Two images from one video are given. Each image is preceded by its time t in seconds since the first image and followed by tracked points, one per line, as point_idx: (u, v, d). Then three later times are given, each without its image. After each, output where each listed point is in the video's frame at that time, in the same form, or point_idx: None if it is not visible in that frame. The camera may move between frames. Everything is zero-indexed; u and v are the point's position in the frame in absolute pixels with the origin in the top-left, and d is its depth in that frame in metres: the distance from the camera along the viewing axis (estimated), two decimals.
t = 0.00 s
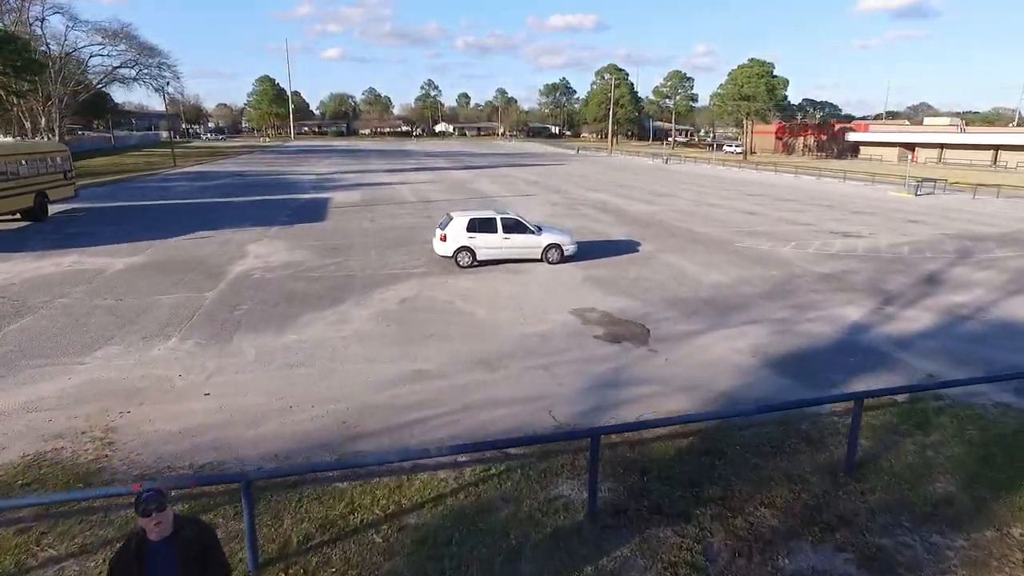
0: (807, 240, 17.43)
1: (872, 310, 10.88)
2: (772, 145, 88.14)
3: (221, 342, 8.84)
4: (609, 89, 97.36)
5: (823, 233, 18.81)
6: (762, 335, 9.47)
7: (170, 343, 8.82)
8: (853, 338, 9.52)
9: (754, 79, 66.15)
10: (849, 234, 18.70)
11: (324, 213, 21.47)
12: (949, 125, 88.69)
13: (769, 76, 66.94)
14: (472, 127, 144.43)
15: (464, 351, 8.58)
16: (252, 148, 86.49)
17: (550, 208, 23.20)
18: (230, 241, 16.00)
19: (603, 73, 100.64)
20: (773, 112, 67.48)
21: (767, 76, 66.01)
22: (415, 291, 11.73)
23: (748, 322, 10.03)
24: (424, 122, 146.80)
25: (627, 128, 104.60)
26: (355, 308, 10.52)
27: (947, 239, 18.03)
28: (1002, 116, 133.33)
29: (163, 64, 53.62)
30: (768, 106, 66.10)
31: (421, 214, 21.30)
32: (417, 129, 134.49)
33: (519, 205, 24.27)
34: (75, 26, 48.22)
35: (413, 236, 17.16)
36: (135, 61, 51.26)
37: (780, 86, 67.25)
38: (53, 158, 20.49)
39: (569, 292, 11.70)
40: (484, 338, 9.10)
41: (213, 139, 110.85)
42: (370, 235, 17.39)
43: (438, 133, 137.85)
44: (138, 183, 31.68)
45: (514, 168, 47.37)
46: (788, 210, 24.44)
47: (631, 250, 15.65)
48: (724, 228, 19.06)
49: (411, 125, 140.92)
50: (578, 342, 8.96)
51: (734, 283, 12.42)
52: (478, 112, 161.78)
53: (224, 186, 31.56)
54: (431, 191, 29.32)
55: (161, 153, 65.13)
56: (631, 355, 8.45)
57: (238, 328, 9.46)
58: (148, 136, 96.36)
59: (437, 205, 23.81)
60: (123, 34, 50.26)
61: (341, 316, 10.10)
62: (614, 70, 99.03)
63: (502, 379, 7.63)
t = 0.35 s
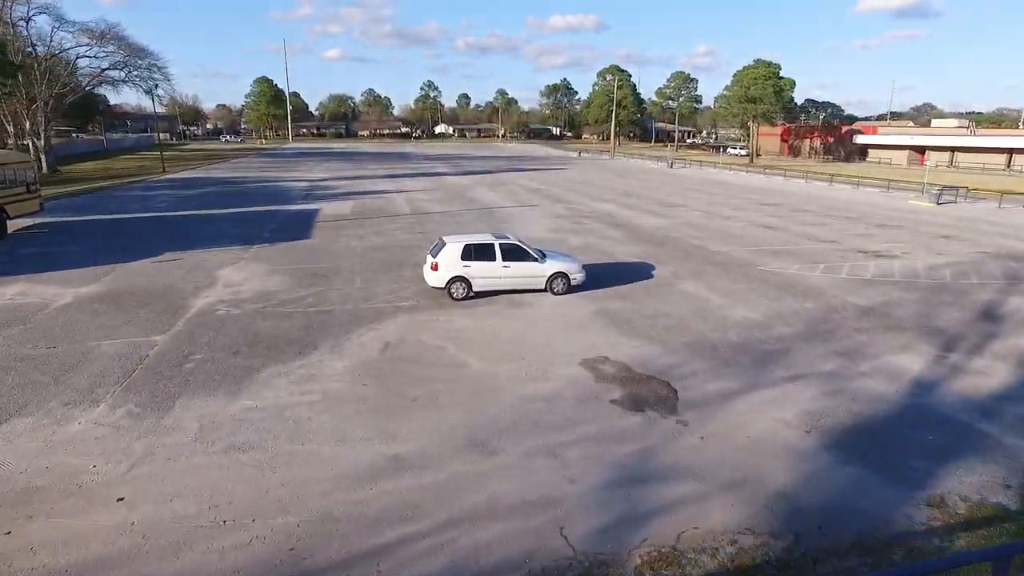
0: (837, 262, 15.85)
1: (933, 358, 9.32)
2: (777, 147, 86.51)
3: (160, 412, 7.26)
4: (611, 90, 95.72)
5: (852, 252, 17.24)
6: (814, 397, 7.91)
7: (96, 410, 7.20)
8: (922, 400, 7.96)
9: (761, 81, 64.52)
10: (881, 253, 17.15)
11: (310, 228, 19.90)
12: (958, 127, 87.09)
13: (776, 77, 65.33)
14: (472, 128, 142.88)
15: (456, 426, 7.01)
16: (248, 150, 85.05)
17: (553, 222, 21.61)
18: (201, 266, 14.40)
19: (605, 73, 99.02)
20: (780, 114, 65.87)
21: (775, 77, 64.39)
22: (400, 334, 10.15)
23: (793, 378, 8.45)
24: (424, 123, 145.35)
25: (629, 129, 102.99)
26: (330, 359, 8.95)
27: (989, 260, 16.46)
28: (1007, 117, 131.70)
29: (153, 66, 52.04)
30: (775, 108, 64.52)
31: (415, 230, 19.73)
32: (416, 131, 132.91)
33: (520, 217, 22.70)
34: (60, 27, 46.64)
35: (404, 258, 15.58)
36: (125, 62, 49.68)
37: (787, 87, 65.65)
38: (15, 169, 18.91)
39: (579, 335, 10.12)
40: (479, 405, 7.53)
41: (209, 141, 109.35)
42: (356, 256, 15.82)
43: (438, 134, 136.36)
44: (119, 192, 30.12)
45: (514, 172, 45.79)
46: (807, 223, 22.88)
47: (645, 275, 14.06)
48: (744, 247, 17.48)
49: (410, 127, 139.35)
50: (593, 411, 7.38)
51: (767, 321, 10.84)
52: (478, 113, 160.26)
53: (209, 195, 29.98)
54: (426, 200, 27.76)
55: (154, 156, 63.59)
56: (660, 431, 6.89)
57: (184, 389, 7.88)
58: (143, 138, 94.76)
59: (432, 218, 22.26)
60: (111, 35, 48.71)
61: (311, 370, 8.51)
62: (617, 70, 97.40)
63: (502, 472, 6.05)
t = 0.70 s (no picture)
0: (874, 291, 14.24)
1: (1020, 432, 7.69)
2: (783, 151, 84.86)
3: (55, 528, 5.64)
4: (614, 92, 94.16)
5: (888, 278, 15.58)
6: (890, 497, 6.27)
7: None
8: None
9: (767, 83, 62.89)
10: (919, 280, 15.52)
11: (292, 248, 18.31)
12: (967, 130, 85.45)
13: (784, 79, 63.69)
14: (472, 129, 141.36)
15: (436, 553, 5.39)
16: (244, 154, 83.55)
17: (557, 241, 20.01)
18: (160, 300, 12.77)
19: (607, 75, 97.50)
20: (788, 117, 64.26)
21: (782, 80, 62.76)
22: (378, 397, 8.53)
23: (857, 465, 6.85)
24: (424, 125, 143.79)
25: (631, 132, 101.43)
26: (289, 437, 7.36)
27: None
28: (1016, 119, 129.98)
29: (142, 69, 50.54)
30: (783, 111, 62.91)
31: (406, 250, 18.12)
32: (415, 133, 131.48)
33: (521, 234, 21.10)
34: (45, 29, 45.09)
35: (392, 289, 13.97)
36: (113, 66, 48.21)
37: (795, 89, 64.01)
38: None
39: (590, 398, 8.52)
40: (469, 515, 5.94)
41: (206, 143, 107.88)
42: (337, 285, 14.22)
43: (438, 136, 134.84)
44: (97, 203, 28.53)
45: (514, 179, 44.22)
46: (829, 240, 21.24)
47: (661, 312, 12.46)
48: (768, 272, 15.87)
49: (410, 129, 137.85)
50: (613, 524, 5.79)
51: (810, 377, 9.24)
52: (478, 115, 158.68)
53: (193, 206, 28.41)
54: (421, 213, 26.16)
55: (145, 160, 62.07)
56: (702, 563, 5.27)
57: (97, 488, 6.25)
58: (137, 140, 93.35)
59: (425, 235, 20.67)
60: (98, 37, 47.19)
61: (263, 456, 6.93)
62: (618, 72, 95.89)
63: None
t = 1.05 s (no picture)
0: (917, 333, 12.65)
1: None
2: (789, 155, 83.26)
3: None
4: (617, 95, 92.62)
5: (930, 315, 13.98)
6: None
7: None
8: None
9: (775, 86, 61.31)
10: (965, 317, 13.92)
11: (272, 276, 16.73)
12: (977, 133, 83.73)
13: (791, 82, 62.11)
14: (472, 132, 139.74)
15: None
16: (239, 158, 82.05)
17: (560, 266, 18.46)
18: (109, 350, 11.20)
19: (609, 77, 95.97)
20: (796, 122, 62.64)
21: (789, 83, 61.16)
22: (343, 498, 6.96)
23: None
24: (424, 127, 142.22)
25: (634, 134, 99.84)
26: (225, 570, 5.80)
27: None
28: None
29: (132, 73, 49.05)
30: (791, 116, 61.34)
31: (395, 278, 16.55)
32: (414, 136, 129.91)
33: (521, 256, 19.52)
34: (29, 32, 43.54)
35: (375, 332, 12.42)
36: (100, 70, 46.71)
37: (802, 95, 62.59)
38: None
39: (603, 499, 6.95)
40: None
41: (202, 147, 106.26)
42: (314, 327, 12.64)
43: (438, 138, 133.27)
44: (72, 217, 26.96)
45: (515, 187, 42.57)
46: (855, 264, 19.63)
47: (681, 364, 10.90)
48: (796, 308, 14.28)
49: (409, 131, 136.23)
50: None
51: (869, 465, 7.65)
52: (479, 116, 157.11)
53: (174, 220, 26.84)
54: (415, 230, 24.58)
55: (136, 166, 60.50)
56: None
57: None
58: (132, 143, 91.84)
59: (417, 258, 19.09)
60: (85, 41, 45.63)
61: None
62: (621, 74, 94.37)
63: None
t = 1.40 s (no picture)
0: (974, 392, 11.07)
1: None
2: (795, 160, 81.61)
3: None
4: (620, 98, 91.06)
5: (983, 365, 12.37)
6: None
7: None
8: None
9: (783, 90, 59.69)
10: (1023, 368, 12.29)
11: (246, 315, 15.15)
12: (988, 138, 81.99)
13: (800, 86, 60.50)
14: (472, 134, 138.17)
15: None
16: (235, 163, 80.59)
17: (564, 299, 16.86)
18: (40, 421, 9.61)
19: (612, 80, 94.40)
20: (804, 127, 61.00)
21: (798, 87, 59.52)
22: None
23: None
24: (424, 130, 140.64)
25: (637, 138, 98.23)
26: None
27: None
28: None
29: (120, 78, 47.53)
30: (800, 120, 59.69)
31: (381, 317, 14.96)
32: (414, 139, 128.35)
33: (521, 287, 17.93)
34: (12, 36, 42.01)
35: (353, 393, 10.84)
36: (87, 75, 45.19)
37: (811, 98, 61.02)
38: None
39: None
40: None
41: (198, 150, 104.73)
42: (284, 387, 11.04)
43: (439, 141, 131.31)
44: (45, 236, 25.36)
45: (515, 198, 40.97)
46: (886, 294, 18.00)
47: (707, 442, 9.33)
48: (830, 357, 12.70)
49: (409, 134, 134.66)
50: None
51: None
52: (480, 119, 155.49)
53: (153, 239, 25.26)
54: (408, 252, 23.00)
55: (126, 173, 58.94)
56: None
57: None
58: (126, 148, 90.38)
59: (409, 289, 17.53)
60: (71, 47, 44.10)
61: None
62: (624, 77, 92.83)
63: None
